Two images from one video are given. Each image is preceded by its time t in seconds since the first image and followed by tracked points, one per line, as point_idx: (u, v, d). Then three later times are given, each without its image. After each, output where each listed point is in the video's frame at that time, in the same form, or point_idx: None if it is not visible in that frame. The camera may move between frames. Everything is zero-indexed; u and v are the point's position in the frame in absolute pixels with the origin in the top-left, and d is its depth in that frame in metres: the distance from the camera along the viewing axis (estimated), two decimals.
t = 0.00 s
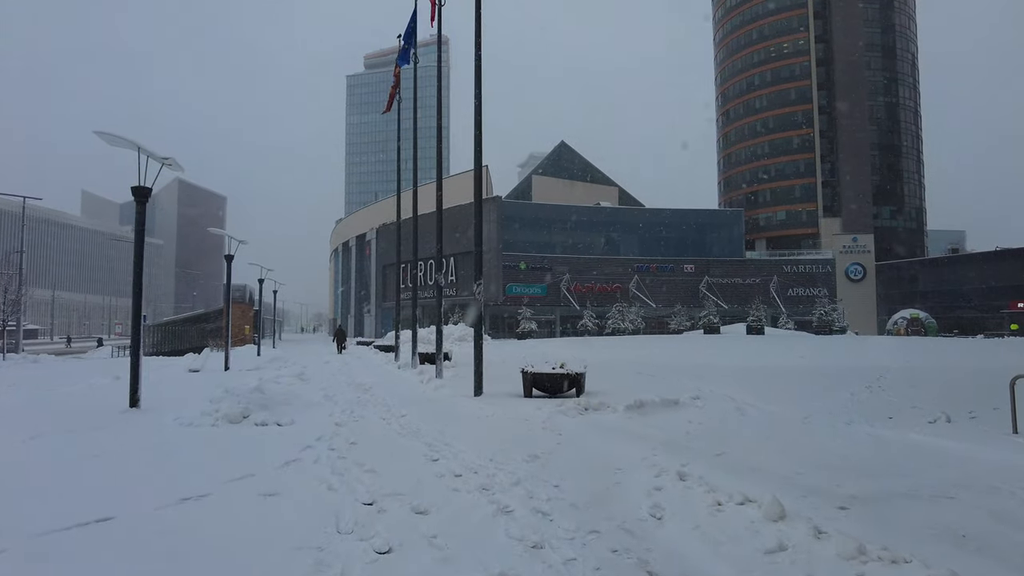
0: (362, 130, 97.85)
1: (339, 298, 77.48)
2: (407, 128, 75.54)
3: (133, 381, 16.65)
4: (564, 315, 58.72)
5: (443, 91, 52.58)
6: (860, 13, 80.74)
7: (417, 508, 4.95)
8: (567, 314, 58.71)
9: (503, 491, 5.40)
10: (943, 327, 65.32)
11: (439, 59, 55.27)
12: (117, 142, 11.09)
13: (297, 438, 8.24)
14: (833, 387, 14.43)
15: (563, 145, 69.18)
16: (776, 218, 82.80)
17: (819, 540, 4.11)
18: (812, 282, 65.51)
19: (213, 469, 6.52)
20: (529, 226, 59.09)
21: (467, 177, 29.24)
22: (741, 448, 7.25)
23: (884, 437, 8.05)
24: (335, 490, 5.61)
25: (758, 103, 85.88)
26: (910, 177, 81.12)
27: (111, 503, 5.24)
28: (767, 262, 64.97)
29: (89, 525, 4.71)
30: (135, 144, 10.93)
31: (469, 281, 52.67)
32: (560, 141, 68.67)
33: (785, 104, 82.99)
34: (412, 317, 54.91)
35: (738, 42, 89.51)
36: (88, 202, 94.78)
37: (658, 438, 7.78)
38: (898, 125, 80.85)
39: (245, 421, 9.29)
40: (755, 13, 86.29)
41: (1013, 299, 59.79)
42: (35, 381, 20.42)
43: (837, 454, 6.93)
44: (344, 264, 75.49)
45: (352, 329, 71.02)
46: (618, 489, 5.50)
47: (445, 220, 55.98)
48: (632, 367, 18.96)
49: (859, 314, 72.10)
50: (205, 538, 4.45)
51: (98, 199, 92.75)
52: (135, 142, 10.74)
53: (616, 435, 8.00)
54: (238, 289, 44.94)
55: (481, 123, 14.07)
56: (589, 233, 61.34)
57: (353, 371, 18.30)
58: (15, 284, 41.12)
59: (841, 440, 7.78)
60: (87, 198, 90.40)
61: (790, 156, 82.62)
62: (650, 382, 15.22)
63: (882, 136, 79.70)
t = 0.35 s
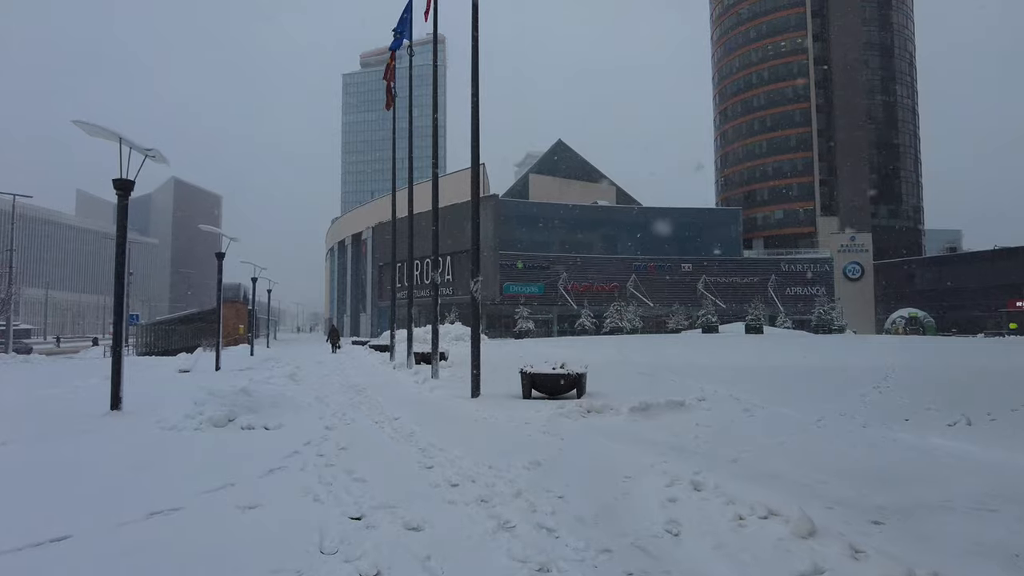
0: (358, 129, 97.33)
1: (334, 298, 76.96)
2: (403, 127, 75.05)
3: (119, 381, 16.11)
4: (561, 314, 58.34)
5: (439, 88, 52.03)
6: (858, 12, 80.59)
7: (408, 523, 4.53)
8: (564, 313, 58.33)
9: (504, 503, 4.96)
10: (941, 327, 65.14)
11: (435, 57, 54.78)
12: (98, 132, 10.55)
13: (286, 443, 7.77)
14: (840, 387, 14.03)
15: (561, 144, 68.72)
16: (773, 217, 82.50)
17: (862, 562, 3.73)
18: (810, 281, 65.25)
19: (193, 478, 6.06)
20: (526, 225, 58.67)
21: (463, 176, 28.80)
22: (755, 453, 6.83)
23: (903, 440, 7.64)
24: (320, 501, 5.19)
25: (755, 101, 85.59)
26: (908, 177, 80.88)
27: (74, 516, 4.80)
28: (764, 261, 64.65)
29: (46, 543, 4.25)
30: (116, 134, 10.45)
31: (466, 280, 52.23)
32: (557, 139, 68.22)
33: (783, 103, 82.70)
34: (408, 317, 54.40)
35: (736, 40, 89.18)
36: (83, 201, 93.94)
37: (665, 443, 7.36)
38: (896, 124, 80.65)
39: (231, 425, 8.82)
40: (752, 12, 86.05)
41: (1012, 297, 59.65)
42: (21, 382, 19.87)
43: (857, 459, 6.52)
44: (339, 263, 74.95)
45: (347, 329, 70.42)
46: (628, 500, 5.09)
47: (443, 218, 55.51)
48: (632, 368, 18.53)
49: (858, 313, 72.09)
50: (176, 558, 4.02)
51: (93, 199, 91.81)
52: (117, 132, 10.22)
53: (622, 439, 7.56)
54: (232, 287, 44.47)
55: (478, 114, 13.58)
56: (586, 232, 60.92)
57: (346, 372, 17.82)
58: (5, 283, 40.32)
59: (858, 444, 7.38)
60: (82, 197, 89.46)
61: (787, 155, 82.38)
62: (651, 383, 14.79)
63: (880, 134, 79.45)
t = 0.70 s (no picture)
0: (350, 126, 96.59)
1: (326, 296, 76.34)
2: (396, 125, 74.43)
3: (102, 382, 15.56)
4: (555, 314, 58.07)
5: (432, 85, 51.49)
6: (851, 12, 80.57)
7: (398, 544, 4.10)
8: (557, 313, 58.07)
9: (504, 518, 4.57)
10: (933, 326, 65.25)
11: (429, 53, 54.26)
12: (76, 122, 10.07)
13: (271, 449, 7.34)
14: (844, 388, 13.67)
15: (554, 142, 68.29)
16: (767, 216, 82.41)
17: None
18: (804, 281, 65.18)
19: (169, 489, 5.63)
20: (521, 224, 58.22)
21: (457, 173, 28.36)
22: (768, 459, 6.48)
23: (921, 445, 7.29)
24: (303, 517, 4.77)
25: (749, 101, 85.47)
26: (901, 177, 80.89)
27: (33, 533, 4.37)
28: (758, 260, 64.43)
29: None
30: (94, 124, 9.96)
31: (459, 280, 51.79)
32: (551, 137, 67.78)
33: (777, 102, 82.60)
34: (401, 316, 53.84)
35: (730, 40, 88.99)
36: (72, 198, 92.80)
37: (673, 448, 6.97)
38: (889, 124, 80.69)
39: (214, 429, 8.38)
40: (746, 11, 85.90)
41: (1004, 298, 59.90)
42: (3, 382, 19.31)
43: (879, 467, 6.15)
44: (332, 261, 74.36)
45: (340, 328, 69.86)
46: (638, 515, 4.71)
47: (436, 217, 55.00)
48: (630, 368, 18.17)
49: (852, 314, 70.88)
50: None
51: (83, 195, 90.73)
52: (94, 121, 9.73)
53: (628, 445, 7.17)
54: (222, 285, 43.78)
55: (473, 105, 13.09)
56: (581, 230, 60.51)
57: (337, 372, 17.37)
58: None
59: (875, 449, 7.04)
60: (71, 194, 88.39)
61: (781, 155, 82.35)
62: (650, 384, 14.40)
63: (873, 134, 79.49)
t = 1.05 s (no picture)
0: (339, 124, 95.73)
1: (314, 296, 75.52)
2: (386, 123, 73.72)
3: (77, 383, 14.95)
4: (546, 314, 57.71)
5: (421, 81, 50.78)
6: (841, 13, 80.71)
7: (382, 567, 3.67)
8: (548, 312, 57.72)
9: (500, 537, 4.12)
10: (923, 327, 65.48)
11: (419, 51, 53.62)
12: (44, 108, 9.51)
13: (249, 456, 6.83)
14: (845, 389, 13.34)
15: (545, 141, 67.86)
16: (757, 216, 82.36)
17: None
18: (794, 280, 65.19)
19: (132, 502, 5.13)
20: (512, 223, 57.70)
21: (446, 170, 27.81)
22: (780, 465, 6.09)
23: (935, 449, 6.94)
24: (276, 535, 4.30)
25: (740, 101, 85.39)
26: (890, 177, 81.08)
27: None
28: (748, 260, 64.34)
29: None
30: (63, 112, 9.42)
31: (450, 280, 51.32)
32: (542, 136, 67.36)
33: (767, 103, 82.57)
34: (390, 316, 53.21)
35: (721, 40, 88.92)
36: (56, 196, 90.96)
37: (678, 454, 6.57)
38: (878, 125, 80.87)
39: (188, 433, 7.86)
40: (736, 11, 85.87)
41: (992, 299, 60.52)
42: None
43: (901, 474, 5.77)
44: (320, 260, 73.56)
45: (328, 328, 69.06)
46: (648, 532, 4.29)
47: (426, 216, 54.47)
48: (623, 368, 17.80)
49: (842, 314, 70.56)
50: None
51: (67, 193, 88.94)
52: (63, 107, 9.18)
53: (629, 451, 6.76)
54: (207, 284, 42.95)
55: (463, 95, 12.61)
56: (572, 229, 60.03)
57: (323, 373, 16.87)
58: None
59: (890, 453, 6.68)
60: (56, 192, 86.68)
61: (771, 155, 82.31)
62: (646, 384, 14.02)
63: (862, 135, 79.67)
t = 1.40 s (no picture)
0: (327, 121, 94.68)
1: (302, 294, 74.63)
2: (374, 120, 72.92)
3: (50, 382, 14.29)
4: (536, 312, 57.32)
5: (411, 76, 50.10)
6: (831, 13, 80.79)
7: None
8: (538, 311, 57.32)
9: (506, 561, 3.69)
10: (911, 326, 65.73)
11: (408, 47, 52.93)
12: (10, 93, 8.92)
13: (228, 464, 6.32)
14: (847, 389, 12.99)
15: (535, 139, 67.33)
16: (747, 215, 82.38)
17: None
18: (784, 279, 65.13)
19: (93, 519, 4.62)
20: (502, 221, 57.23)
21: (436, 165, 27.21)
22: (800, 474, 5.69)
23: (958, 454, 6.56)
24: (250, 560, 3.82)
25: (730, 100, 85.39)
26: (879, 176, 81.28)
27: None
28: (738, 259, 64.21)
29: None
30: (30, 96, 8.82)
31: (439, 279, 50.79)
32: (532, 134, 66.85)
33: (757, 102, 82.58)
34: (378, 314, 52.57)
35: (711, 39, 88.85)
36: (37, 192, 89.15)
37: (688, 461, 6.13)
38: (867, 125, 81.04)
39: (162, 439, 7.30)
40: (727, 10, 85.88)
41: (979, 297, 61.18)
42: None
43: (929, 484, 5.38)
44: (307, 258, 72.68)
45: (316, 327, 68.25)
46: (668, 553, 3.89)
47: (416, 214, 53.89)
48: (618, 368, 17.38)
49: (832, 314, 70.40)
50: None
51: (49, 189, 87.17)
52: (30, 91, 8.59)
53: (636, 458, 6.32)
54: (192, 283, 42.17)
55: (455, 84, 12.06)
56: (562, 228, 59.61)
57: (309, 373, 16.33)
58: None
59: (913, 459, 6.29)
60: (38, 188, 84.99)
61: (761, 155, 82.33)
62: (644, 384, 13.60)
63: (852, 134, 79.81)
